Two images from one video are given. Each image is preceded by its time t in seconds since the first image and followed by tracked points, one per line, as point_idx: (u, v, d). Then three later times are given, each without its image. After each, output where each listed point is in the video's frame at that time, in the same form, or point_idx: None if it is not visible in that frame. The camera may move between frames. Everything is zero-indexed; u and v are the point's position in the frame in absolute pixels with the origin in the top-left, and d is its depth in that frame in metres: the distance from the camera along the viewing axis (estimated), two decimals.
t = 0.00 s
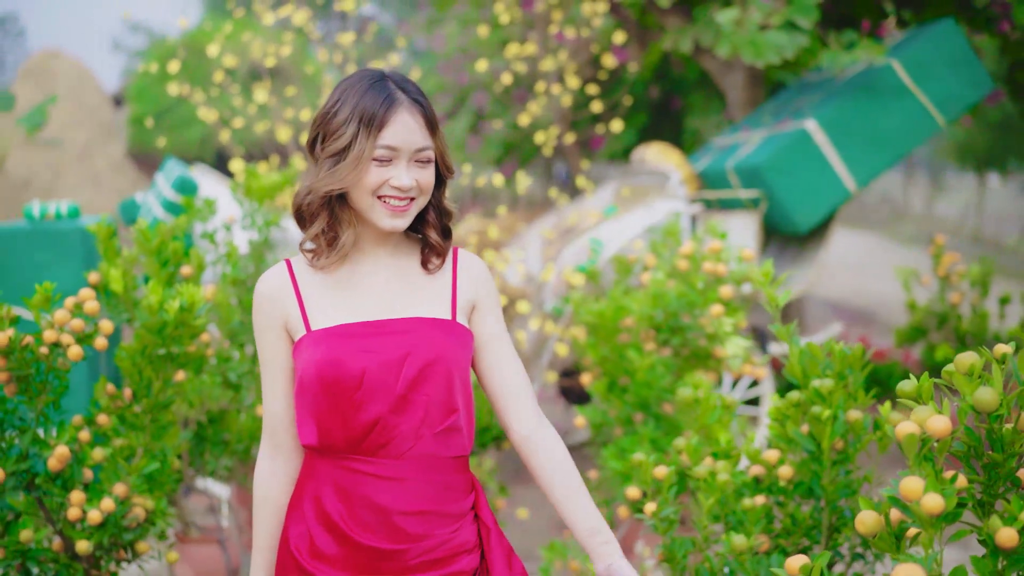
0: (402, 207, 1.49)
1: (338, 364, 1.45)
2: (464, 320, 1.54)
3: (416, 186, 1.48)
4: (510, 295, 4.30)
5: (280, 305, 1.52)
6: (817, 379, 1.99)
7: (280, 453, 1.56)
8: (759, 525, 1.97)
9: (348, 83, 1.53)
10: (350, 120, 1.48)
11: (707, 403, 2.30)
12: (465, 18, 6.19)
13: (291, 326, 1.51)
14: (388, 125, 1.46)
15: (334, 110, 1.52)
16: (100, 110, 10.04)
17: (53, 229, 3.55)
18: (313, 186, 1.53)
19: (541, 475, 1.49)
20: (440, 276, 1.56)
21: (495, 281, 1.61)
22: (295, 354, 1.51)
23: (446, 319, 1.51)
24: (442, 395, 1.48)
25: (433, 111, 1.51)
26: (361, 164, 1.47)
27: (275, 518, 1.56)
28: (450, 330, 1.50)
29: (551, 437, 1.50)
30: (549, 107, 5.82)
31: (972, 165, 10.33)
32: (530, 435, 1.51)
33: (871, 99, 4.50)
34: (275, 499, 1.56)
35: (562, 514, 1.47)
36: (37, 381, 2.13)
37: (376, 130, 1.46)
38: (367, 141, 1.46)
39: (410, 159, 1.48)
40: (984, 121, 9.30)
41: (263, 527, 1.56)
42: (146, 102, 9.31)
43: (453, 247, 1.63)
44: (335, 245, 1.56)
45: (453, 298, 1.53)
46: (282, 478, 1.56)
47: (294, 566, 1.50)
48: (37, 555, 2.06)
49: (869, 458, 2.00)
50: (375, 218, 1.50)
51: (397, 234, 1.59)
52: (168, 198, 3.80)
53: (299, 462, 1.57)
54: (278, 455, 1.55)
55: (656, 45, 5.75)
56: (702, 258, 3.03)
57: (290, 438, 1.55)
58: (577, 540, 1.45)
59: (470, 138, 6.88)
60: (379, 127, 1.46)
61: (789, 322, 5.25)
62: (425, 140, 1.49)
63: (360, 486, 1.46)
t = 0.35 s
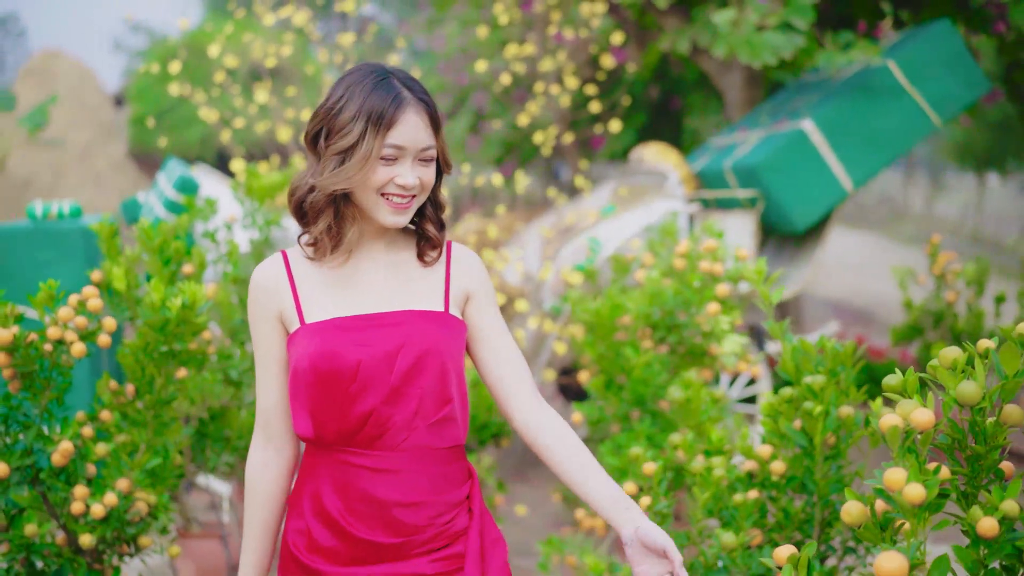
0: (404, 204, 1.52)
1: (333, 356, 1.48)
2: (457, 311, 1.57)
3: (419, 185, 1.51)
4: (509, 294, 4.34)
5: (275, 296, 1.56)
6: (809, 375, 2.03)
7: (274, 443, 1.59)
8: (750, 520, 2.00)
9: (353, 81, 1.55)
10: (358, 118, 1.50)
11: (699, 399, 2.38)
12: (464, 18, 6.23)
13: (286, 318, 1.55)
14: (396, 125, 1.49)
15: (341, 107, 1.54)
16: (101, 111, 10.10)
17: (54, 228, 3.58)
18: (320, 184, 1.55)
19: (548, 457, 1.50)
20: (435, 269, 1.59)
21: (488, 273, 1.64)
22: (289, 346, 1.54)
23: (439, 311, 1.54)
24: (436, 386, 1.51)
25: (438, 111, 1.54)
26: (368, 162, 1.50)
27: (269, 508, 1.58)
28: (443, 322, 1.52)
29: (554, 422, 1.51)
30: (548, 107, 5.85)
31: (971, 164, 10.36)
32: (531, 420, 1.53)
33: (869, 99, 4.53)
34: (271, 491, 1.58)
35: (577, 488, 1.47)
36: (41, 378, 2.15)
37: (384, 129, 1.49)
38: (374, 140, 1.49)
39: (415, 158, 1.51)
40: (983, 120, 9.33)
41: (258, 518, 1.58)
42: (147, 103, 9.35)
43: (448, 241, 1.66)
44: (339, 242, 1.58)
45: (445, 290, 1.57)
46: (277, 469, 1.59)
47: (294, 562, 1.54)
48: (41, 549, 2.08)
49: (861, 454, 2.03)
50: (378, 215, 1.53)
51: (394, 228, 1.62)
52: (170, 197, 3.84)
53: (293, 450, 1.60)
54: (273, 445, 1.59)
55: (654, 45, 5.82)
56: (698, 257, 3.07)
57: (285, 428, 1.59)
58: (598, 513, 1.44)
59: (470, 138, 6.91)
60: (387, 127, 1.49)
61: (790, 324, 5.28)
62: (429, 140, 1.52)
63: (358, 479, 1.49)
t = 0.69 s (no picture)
0: (402, 197, 1.55)
1: (324, 348, 1.51)
2: (448, 302, 1.60)
3: (417, 177, 1.54)
4: (507, 292, 4.37)
5: (268, 286, 1.59)
6: (800, 372, 2.06)
7: (263, 432, 1.62)
8: (743, 514, 2.03)
9: (355, 73, 1.58)
10: (359, 111, 1.53)
11: (695, 394, 2.41)
12: (464, 18, 6.27)
13: (278, 307, 1.58)
14: (398, 118, 1.51)
15: (342, 100, 1.57)
16: (102, 111, 10.03)
17: (55, 229, 3.61)
18: (322, 175, 1.57)
19: (545, 440, 1.53)
20: (429, 259, 1.62)
21: (483, 266, 1.67)
22: (281, 336, 1.57)
23: (430, 301, 1.57)
24: (426, 375, 1.53)
25: (437, 105, 1.57)
26: (370, 155, 1.52)
27: (260, 496, 1.61)
28: (433, 312, 1.55)
29: (544, 406, 1.55)
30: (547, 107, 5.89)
31: (970, 164, 10.38)
32: (524, 407, 1.56)
33: (865, 97, 4.55)
34: (264, 482, 1.61)
35: (583, 462, 1.49)
36: (44, 374, 2.19)
37: (386, 122, 1.51)
38: (376, 133, 1.52)
39: (415, 152, 1.54)
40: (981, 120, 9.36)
41: (248, 507, 1.61)
42: (147, 103, 9.40)
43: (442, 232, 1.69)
44: (343, 233, 1.61)
45: (437, 280, 1.60)
46: (269, 460, 1.62)
47: (295, 557, 1.57)
48: (44, 543, 2.12)
49: (851, 449, 2.06)
50: (377, 207, 1.56)
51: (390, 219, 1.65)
52: (170, 197, 3.88)
53: (283, 437, 1.63)
54: (266, 436, 1.62)
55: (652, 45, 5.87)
56: (693, 255, 3.09)
57: (277, 418, 1.62)
58: (610, 480, 1.46)
59: (470, 139, 6.95)
60: (390, 119, 1.51)
61: (787, 322, 5.33)
62: (430, 134, 1.54)
63: (353, 469, 1.52)
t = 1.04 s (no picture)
0: (400, 192, 1.59)
1: (317, 345, 1.54)
2: (442, 296, 1.63)
3: (416, 174, 1.58)
4: (506, 290, 4.41)
5: (262, 280, 1.63)
6: (793, 367, 2.09)
7: (257, 425, 1.65)
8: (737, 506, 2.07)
9: (354, 71, 1.61)
10: (359, 108, 1.56)
11: (690, 390, 2.45)
12: (463, 18, 6.30)
13: (273, 302, 1.62)
14: (398, 115, 1.55)
15: (341, 96, 1.60)
16: (103, 112, 10.10)
17: (58, 227, 3.65)
18: (322, 171, 1.61)
19: (548, 423, 1.57)
20: (424, 253, 1.66)
21: (479, 260, 1.70)
22: (275, 331, 1.61)
23: (422, 296, 1.60)
24: (417, 370, 1.56)
25: (436, 102, 1.61)
26: (369, 151, 1.56)
27: (252, 489, 1.65)
28: (426, 308, 1.58)
29: (544, 393, 1.59)
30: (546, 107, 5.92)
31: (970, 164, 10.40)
32: (519, 399, 1.60)
33: (861, 96, 4.59)
34: (258, 477, 1.65)
35: (592, 433, 1.53)
36: (48, 369, 2.23)
37: (385, 118, 1.55)
38: (376, 129, 1.55)
39: (414, 148, 1.58)
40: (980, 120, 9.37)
41: (243, 501, 1.65)
42: (148, 102, 9.44)
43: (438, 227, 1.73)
44: (339, 228, 1.65)
45: (430, 276, 1.63)
46: (264, 454, 1.65)
47: (296, 550, 1.61)
48: (48, 535, 2.17)
49: (842, 442, 2.10)
50: (375, 203, 1.60)
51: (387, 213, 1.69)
52: (172, 196, 3.91)
53: (275, 430, 1.66)
54: (261, 430, 1.65)
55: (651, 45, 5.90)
56: (689, 253, 3.13)
57: (272, 412, 1.65)
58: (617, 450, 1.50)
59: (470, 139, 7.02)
60: (390, 117, 1.55)
61: (781, 320, 5.35)
62: (429, 130, 1.58)
63: (348, 464, 1.56)
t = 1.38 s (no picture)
0: (401, 196, 1.63)
1: (312, 348, 1.57)
2: (442, 299, 1.64)
3: (417, 178, 1.62)
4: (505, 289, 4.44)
5: (263, 284, 1.68)
6: (787, 363, 2.13)
7: (257, 426, 1.69)
8: (733, 499, 2.11)
9: (353, 76, 1.64)
10: (360, 112, 1.59)
11: (687, 386, 2.48)
12: (464, 19, 6.33)
13: (273, 305, 1.66)
14: (398, 119, 1.58)
15: (341, 101, 1.63)
16: (104, 112, 10.14)
17: (61, 226, 3.69)
18: (323, 176, 1.63)
19: (550, 424, 1.59)
20: (423, 254, 1.67)
21: (480, 261, 1.70)
22: (276, 332, 1.65)
23: (420, 299, 1.62)
24: (414, 373, 1.58)
25: (436, 107, 1.65)
26: (371, 155, 1.59)
27: (241, 489, 1.67)
28: (423, 311, 1.60)
29: (547, 391, 1.61)
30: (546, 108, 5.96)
31: (970, 164, 10.44)
32: (522, 400, 1.61)
33: (859, 97, 4.61)
34: (254, 476, 1.68)
35: (590, 429, 1.55)
36: (54, 365, 2.26)
37: (387, 123, 1.58)
38: (378, 134, 1.58)
39: (414, 152, 1.61)
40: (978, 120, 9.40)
41: (241, 501, 1.67)
42: (150, 102, 9.50)
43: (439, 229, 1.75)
44: (340, 232, 1.68)
45: (428, 279, 1.64)
46: (261, 454, 1.68)
47: (299, 551, 1.64)
48: (54, 528, 2.20)
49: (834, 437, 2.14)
50: (376, 206, 1.64)
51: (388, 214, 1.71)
52: (173, 194, 3.95)
53: (274, 430, 1.70)
54: (260, 430, 1.69)
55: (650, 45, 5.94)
56: (685, 252, 3.16)
57: (271, 413, 1.69)
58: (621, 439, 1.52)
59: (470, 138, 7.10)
60: (391, 121, 1.58)
61: (778, 317, 5.42)
62: (429, 134, 1.62)
63: (347, 465, 1.58)
